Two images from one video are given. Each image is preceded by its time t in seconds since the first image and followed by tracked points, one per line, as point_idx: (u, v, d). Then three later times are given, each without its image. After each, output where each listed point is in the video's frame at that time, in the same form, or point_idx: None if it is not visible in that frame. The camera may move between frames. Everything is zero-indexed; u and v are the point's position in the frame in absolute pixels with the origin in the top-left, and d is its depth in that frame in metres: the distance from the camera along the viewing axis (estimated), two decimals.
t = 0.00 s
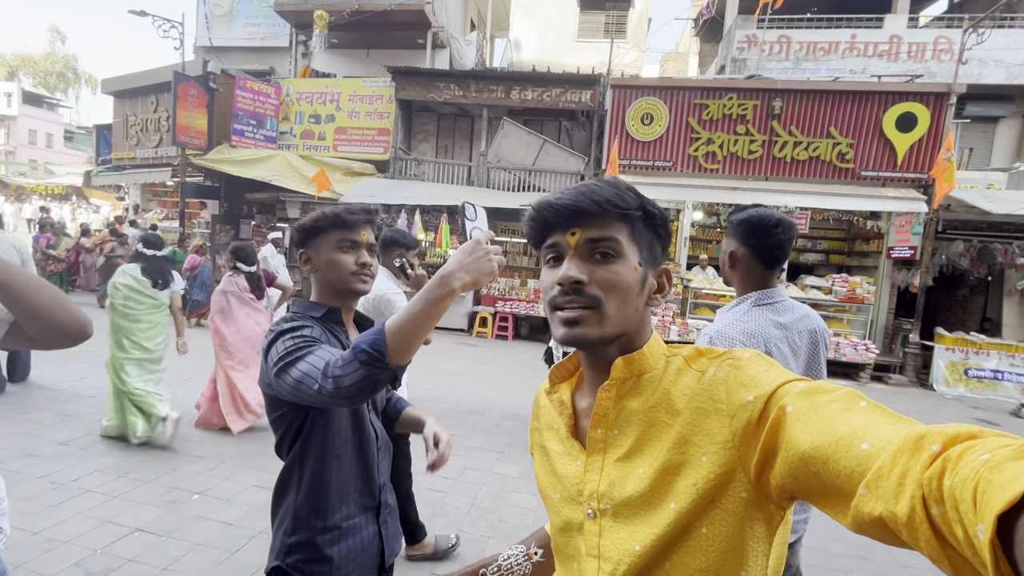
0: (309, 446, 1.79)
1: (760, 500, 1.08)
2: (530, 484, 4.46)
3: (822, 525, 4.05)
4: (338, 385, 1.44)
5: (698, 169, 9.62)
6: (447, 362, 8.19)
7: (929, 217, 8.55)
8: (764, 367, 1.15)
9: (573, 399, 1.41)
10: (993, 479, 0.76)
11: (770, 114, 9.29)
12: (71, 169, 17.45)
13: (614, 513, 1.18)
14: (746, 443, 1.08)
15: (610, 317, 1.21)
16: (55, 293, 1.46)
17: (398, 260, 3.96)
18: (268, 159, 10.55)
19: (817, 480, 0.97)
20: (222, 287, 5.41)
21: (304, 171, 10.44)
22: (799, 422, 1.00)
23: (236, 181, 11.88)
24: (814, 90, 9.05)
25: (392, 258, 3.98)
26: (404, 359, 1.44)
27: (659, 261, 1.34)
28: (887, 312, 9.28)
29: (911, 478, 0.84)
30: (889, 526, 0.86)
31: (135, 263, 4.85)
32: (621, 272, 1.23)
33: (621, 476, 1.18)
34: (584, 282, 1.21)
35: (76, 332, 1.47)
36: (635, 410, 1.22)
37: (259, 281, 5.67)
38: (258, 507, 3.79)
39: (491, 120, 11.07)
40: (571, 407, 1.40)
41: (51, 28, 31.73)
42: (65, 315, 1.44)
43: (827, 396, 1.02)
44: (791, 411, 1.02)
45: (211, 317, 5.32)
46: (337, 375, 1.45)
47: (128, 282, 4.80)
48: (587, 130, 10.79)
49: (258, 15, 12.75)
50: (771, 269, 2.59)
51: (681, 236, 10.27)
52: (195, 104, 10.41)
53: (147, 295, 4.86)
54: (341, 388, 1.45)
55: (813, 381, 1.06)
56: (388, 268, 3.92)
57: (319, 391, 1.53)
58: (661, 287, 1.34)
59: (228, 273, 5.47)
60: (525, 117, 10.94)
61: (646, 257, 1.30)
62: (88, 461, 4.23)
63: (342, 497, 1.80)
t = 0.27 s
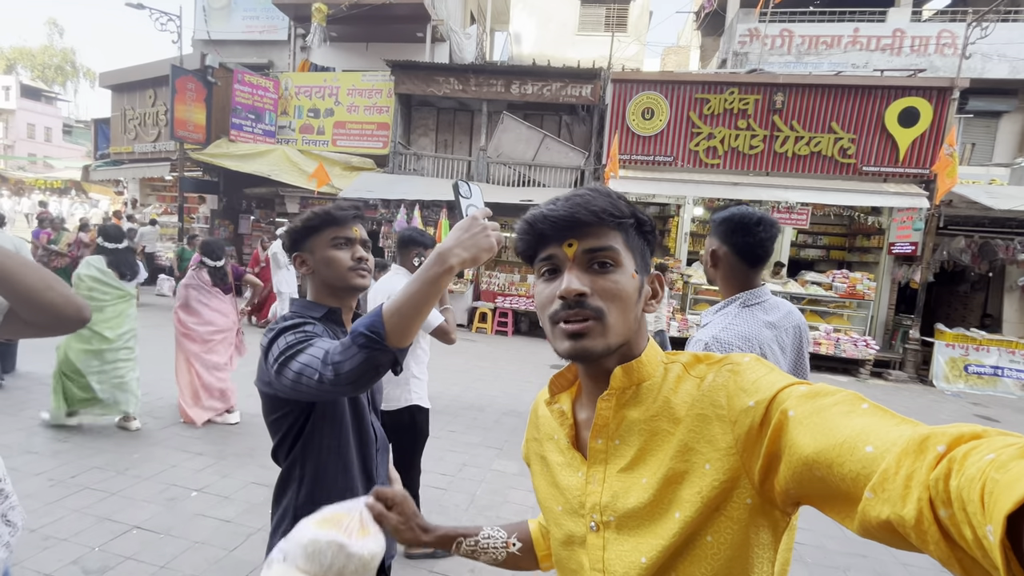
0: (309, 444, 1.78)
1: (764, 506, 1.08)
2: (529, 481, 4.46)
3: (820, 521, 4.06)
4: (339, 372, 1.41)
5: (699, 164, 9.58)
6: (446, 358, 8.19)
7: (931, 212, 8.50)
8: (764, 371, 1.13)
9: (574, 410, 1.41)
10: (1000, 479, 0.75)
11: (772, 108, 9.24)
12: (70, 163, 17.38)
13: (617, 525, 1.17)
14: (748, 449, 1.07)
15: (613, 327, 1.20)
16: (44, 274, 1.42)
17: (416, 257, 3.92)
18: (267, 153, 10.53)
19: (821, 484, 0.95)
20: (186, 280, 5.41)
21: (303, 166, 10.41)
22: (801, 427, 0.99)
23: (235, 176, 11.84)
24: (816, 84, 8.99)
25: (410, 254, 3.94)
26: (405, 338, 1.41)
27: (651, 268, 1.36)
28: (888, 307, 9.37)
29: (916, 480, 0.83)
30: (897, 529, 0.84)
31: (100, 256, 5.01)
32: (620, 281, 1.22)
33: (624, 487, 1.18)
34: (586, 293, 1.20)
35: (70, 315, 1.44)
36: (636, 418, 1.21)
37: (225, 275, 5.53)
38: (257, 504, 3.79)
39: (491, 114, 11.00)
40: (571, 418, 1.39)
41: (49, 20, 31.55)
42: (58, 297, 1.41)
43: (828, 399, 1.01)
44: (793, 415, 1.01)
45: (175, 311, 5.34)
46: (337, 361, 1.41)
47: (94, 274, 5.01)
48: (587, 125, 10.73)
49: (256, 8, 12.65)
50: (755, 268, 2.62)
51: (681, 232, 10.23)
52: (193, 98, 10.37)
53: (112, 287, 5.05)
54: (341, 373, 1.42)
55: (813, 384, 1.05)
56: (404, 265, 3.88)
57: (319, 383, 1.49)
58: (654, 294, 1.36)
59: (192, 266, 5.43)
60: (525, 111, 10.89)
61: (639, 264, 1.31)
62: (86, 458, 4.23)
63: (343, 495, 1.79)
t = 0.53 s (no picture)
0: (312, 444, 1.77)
1: (765, 506, 1.08)
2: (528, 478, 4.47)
3: (818, 519, 4.07)
4: (344, 370, 1.40)
5: (699, 161, 9.56)
6: (445, 355, 8.19)
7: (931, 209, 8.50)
8: (762, 372, 1.13)
9: (574, 415, 1.40)
10: (994, 472, 0.74)
11: (772, 105, 9.22)
12: (68, 159, 17.30)
13: (619, 529, 1.16)
14: (748, 449, 1.06)
15: (609, 330, 1.20)
16: (38, 271, 1.38)
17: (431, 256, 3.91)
18: (265, 149, 10.50)
19: (820, 483, 0.95)
20: (158, 272, 5.59)
21: (301, 162, 10.40)
22: (799, 426, 0.98)
23: (233, 172, 11.80)
24: (816, 81, 8.97)
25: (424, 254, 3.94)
26: (409, 336, 1.41)
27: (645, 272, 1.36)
28: (887, 305, 9.37)
29: (913, 475, 0.82)
30: (895, 526, 0.84)
31: (49, 250, 4.93)
32: (614, 284, 1.22)
33: (626, 491, 1.18)
34: (582, 298, 1.20)
35: (62, 312, 1.40)
36: (636, 422, 1.21)
37: (198, 267, 5.69)
38: (256, 502, 3.79)
39: (490, 111, 10.97)
40: (573, 424, 1.38)
41: (46, 14, 31.34)
42: (52, 294, 1.37)
43: (825, 398, 1.01)
44: (791, 415, 1.00)
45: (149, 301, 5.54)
46: (342, 359, 1.41)
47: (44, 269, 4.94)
48: (586, 122, 10.71)
49: (254, 3, 12.58)
50: (748, 265, 2.67)
51: (681, 229, 10.23)
52: (191, 94, 10.32)
53: (67, 280, 5.04)
54: (346, 371, 1.41)
55: (810, 383, 1.05)
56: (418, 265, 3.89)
57: (323, 381, 1.48)
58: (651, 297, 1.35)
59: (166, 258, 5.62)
60: (525, 108, 10.85)
61: (634, 268, 1.31)
62: (84, 456, 4.23)
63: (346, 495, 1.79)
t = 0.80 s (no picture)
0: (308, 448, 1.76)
1: (770, 511, 1.08)
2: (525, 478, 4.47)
3: (813, 519, 4.09)
4: (340, 375, 1.39)
5: (695, 161, 9.58)
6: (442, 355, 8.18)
7: (925, 209, 8.57)
8: (764, 376, 1.13)
9: (578, 421, 1.40)
10: (994, 475, 0.75)
11: (768, 105, 9.25)
12: (60, 156, 17.14)
13: (624, 535, 1.17)
14: (752, 454, 1.07)
15: (607, 333, 1.20)
16: (17, 268, 1.40)
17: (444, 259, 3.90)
18: (260, 148, 10.45)
19: (822, 487, 0.95)
20: (128, 271, 5.49)
21: (297, 161, 10.36)
22: (801, 431, 0.98)
23: (228, 171, 11.73)
24: (812, 81, 9.00)
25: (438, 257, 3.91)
26: (408, 341, 1.40)
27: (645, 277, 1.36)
28: (880, 304, 9.42)
29: (914, 480, 0.82)
30: (896, 529, 0.84)
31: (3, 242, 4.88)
32: (611, 287, 1.22)
33: (630, 496, 1.18)
34: (579, 301, 1.20)
35: (44, 311, 1.42)
36: (640, 427, 1.21)
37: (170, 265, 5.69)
38: (252, 503, 3.78)
39: (487, 110, 10.95)
40: (576, 430, 1.38)
41: (37, 10, 31.03)
42: (33, 292, 1.40)
43: (827, 402, 1.01)
44: (793, 420, 1.00)
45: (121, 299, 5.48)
46: (339, 364, 1.39)
47: None
48: (583, 121, 10.70)
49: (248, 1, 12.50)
50: (739, 266, 2.71)
51: (677, 228, 10.24)
52: (185, 92, 10.25)
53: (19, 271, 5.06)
54: (343, 376, 1.40)
55: (812, 388, 1.05)
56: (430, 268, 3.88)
57: (320, 386, 1.47)
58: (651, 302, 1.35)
59: (136, 256, 5.54)
60: (521, 107, 10.84)
61: (632, 272, 1.31)
62: (78, 457, 4.20)
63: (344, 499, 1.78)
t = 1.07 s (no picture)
0: (305, 449, 1.74)
1: (779, 513, 1.07)
2: (521, 476, 4.47)
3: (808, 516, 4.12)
4: (343, 380, 1.35)
5: (690, 159, 9.60)
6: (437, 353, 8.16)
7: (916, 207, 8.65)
8: (771, 377, 1.13)
9: (585, 423, 1.39)
10: (1005, 475, 0.74)
11: (761, 104, 9.28)
12: (48, 153, 16.89)
13: (632, 538, 1.16)
14: (759, 455, 1.06)
15: (610, 339, 1.19)
16: None
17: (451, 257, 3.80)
18: (252, 145, 10.37)
19: (830, 489, 0.94)
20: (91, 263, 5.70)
21: (289, 157, 10.27)
22: (809, 431, 0.98)
23: (219, 167, 11.63)
24: (805, 80, 9.05)
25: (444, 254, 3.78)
26: (411, 349, 1.37)
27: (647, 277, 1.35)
28: (872, 301, 9.49)
29: (924, 480, 0.82)
30: (906, 530, 0.83)
31: None
32: (612, 292, 1.21)
33: (637, 499, 1.17)
34: (580, 308, 1.19)
35: (22, 300, 1.53)
36: (646, 429, 1.21)
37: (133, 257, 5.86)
38: (246, 503, 3.75)
39: (481, 107, 10.92)
40: (583, 432, 1.38)
41: (24, 4, 30.55)
42: (6, 277, 1.49)
43: (834, 403, 1.00)
44: (801, 420, 1.00)
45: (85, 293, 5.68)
46: (341, 368, 1.36)
47: None
48: (577, 118, 10.69)
49: None
50: (726, 262, 2.74)
51: (671, 226, 10.27)
52: (175, 87, 10.15)
53: None
54: (346, 381, 1.36)
55: (819, 388, 1.05)
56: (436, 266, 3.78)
57: (319, 391, 1.44)
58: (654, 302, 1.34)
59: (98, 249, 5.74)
60: (516, 104, 10.82)
61: (633, 273, 1.30)
62: (69, 458, 4.15)
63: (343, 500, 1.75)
